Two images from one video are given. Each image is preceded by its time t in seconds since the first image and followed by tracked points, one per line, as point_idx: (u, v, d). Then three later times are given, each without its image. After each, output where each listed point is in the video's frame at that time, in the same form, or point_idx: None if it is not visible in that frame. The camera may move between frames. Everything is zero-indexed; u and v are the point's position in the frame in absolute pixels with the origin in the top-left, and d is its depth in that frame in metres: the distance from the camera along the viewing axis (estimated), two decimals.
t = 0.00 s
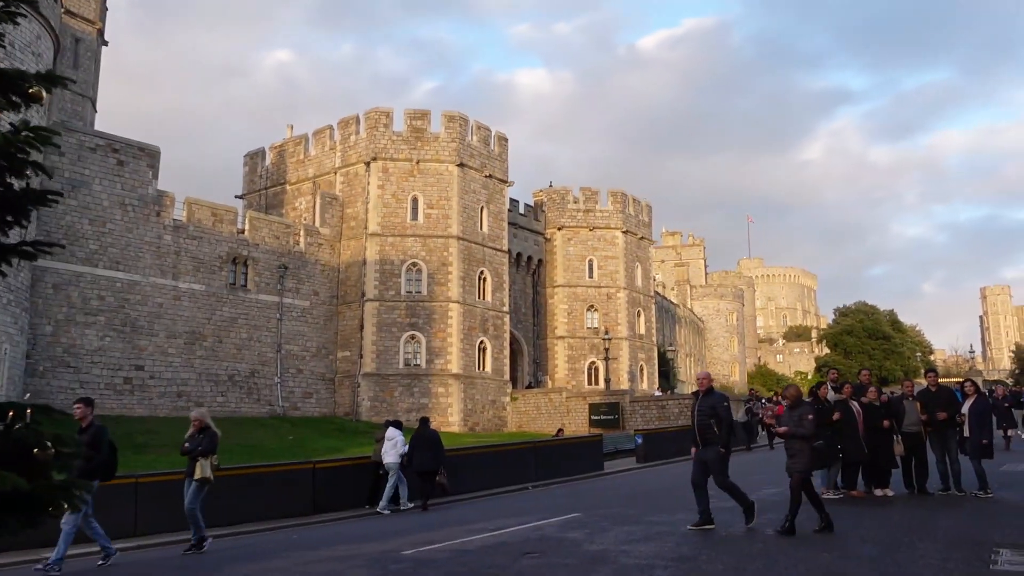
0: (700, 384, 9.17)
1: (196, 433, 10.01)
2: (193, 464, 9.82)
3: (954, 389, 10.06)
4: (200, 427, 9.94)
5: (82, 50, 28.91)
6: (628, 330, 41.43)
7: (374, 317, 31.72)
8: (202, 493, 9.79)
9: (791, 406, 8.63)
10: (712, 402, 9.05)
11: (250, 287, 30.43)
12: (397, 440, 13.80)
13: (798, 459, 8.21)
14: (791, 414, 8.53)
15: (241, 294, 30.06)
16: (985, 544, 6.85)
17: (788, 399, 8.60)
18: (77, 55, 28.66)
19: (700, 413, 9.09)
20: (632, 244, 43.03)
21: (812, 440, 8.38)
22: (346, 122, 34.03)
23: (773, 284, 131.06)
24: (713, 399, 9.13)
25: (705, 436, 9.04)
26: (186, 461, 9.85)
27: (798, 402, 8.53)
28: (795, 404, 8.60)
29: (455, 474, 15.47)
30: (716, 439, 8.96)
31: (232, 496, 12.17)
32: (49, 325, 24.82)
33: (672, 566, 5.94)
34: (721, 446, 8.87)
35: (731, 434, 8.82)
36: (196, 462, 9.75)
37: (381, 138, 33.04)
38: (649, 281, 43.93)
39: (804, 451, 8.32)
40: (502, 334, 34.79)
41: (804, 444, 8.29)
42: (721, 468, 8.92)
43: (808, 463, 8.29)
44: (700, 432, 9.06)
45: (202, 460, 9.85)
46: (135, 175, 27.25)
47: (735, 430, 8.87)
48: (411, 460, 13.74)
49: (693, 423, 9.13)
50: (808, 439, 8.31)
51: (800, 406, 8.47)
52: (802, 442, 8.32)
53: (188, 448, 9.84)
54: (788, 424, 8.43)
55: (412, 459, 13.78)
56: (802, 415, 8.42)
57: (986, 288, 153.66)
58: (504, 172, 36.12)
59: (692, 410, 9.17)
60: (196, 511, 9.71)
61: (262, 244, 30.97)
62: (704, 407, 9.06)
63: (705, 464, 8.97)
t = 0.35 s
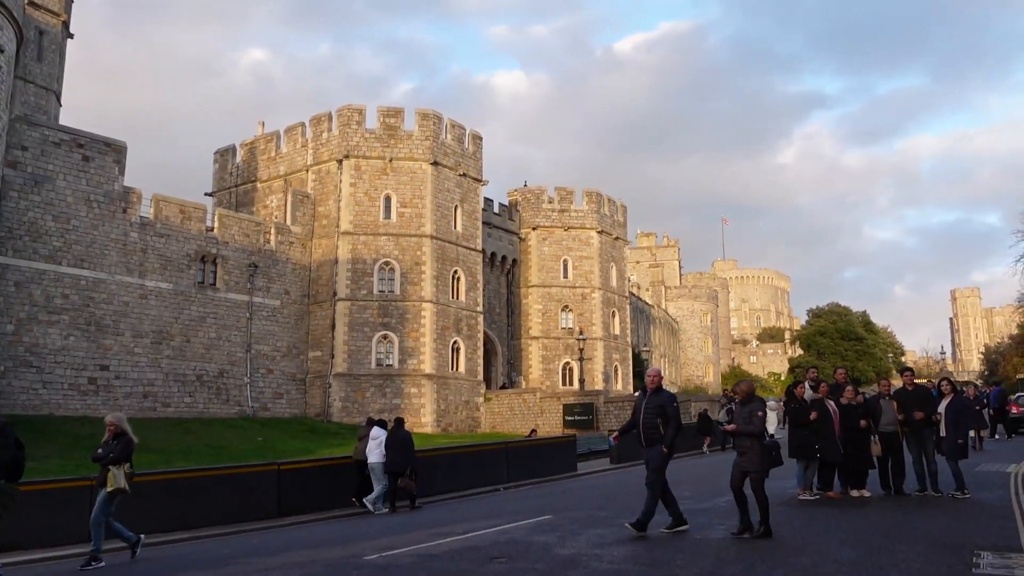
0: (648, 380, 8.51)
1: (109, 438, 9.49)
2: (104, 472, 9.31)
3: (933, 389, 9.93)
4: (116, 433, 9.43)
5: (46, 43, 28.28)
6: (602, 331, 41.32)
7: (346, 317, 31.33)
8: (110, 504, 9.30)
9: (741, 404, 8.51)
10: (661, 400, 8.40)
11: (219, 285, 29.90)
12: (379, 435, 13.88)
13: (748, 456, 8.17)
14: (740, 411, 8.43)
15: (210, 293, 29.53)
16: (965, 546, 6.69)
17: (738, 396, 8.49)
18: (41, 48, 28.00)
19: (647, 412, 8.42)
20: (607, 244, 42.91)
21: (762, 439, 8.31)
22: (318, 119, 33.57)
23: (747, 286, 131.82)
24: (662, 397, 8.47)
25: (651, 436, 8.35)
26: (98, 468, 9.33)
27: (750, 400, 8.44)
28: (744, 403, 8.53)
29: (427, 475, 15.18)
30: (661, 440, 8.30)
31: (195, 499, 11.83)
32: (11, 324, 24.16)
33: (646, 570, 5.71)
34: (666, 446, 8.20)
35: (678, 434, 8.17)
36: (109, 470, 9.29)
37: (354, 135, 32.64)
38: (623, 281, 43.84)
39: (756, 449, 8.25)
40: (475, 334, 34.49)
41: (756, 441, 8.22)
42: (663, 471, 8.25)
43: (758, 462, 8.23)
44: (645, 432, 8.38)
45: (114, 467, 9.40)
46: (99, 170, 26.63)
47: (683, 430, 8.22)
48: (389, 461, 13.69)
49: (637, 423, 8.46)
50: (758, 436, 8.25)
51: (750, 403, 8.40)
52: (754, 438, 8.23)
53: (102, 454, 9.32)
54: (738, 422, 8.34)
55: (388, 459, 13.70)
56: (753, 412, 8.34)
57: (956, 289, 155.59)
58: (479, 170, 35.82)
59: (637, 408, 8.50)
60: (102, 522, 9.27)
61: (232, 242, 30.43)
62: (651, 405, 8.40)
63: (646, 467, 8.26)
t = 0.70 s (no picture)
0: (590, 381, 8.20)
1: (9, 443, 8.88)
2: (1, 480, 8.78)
3: (909, 390, 9.79)
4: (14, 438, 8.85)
5: (11, 38, 27.65)
6: (578, 332, 41.19)
7: (319, 317, 30.97)
8: (23, 515, 8.75)
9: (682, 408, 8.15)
10: (602, 403, 8.08)
11: (189, 285, 29.39)
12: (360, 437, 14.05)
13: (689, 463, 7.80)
14: (680, 415, 8.06)
15: (180, 293, 29.03)
16: (942, 550, 6.54)
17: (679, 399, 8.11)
18: (5, 43, 27.40)
19: (588, 414, 8.10)
20: (583, 245, 42.78)
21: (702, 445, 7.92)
22: (291, 117, 33.15)
23: (722, 288, 132.44)
24: (604, 399, 8.16)
25: (590, 441, 8.06)
26: None
27: (692, 403, 8.08)
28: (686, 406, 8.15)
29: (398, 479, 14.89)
30: (601, 445, 8.01)
31: (157, 505, 11.53)
32: None
33: None
34: (605, 452, 7.90)
35: (618, 440, 7.89)
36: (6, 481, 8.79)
37: (328, 134, 32.25)
38: (599, 282, 43.73)
39: (696, 454, 7.86)
40: (450, 335, 34.22)
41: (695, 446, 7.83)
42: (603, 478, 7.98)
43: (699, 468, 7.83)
44: (584, 436, 8.09)
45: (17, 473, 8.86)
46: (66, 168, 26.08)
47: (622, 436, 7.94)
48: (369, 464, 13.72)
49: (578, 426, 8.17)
50: (701, 442, 7.87)
51: (692, 407, 8.02)
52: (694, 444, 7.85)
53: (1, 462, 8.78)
54: (678, 426, 7.93)
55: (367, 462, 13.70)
56: (695, 416, 7.96)
57: (928, 292, 157.27)
58: (454, 170, 35.55)
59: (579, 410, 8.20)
60: (27, 533, 8.78)
61: (202, 241, 29.94)
62: (591, 408, 8.10)
63: (584, 472, 8.02)
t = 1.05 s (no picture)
0: (524, 384, 8.13)
1: None
2: None
3: (884, 392, 9.65)
4: None
5: None
6: (558, 333, 41.04)
7: (295, 318, 30.64)
8: None
9: (620, 409, 7.66)
10: (537, 405, 8.03)
11: (163, 285, 28.98)
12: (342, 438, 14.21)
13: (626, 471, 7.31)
14: (619, 418, 7.54)
15: (154, 293, 28.62)
16: (914, 557, 6.39)
17: (617, 401, 7.63)
18: None
19: (524, 418, 7.99)
20: (564, 246, 42.63)
21: (641, 449, 7.45)
22: (268, 115, 32.78)
23: (704, 289, 132.79)
24: (539, 401, 8.09)
25: (527, 446, 7.93)
26: None
27: (631, 405, 7.57)
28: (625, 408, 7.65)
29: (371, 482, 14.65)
30: (539, 450, 7.90)
31: (114, 513, 11.19)
32: None
33: None
34: (544, 456, 7.78)
35: (555, 442, 7.79)
36: None
37: (305, 132, 31.91)
38: (580, 283, 43.60)
39: (634, 460, 7.40)
40: (429, 335, 33.96)
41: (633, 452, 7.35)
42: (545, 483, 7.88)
43: (638, 474, 7.41)
44: (521, 441, 7.96)
45: None
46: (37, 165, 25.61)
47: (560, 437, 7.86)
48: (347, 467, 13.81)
49: (513, 431, 8.04)
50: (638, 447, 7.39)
51: (630, 409, 7.52)
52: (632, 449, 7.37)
53: None
54: (616, 430, 7.42)
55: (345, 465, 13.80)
56: (633, 419, 7.44)
57: (908, 293, 158.35)
58: (433, 170, 35.28)
59: (514, 414, 8.09)
60: None
61: (176, 240, 29.52)
62: (527, 410, 8.01)
63: (525, 478, 7.89)
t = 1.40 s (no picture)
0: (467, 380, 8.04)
1: None
2: None
3: (866, 390, 9.49)
4: None
5: None
6: (544, 333, 40.86)
7: (278, 317, 30.34)
8: None
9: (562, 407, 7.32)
10: (479, 400, 7.96)
11: (143, 283, 28.62)
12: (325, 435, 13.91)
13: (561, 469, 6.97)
14: (559, 415, 7.20)
15: (134, 291, 28.24)
16: (893, 559, 6.23)
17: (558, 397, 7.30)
18: None
19: (465, 414, 7.88)
20: (550, 245, 42.45)
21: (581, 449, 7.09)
22: (251, 113, 32.45)
23: (692, 290, 132.93)
24: (481, 397, 8.01)
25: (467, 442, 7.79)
26: None
27: (571, 402, 7.24)
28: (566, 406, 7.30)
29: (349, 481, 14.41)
30: (479, 446, 7.78)
31: (75, 514, 10.84)
32: None
33: None
34: (485, 452, 7.67)
35: (498, 437, 7.69)
36: None
37: (288, 130, 31.61)
38: (566, 283, 43.45)
39: (573, 460, 7.02)
40: (414, 335, 33.72)
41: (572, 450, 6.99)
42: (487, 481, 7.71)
43: (576, 475, 7.04)
44: (462, 437, 7.83)
45: None
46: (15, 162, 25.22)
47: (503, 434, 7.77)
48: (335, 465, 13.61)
49: (454, 428, 7.91)
50: (577, 447, 7.03)
51: (571, 407, 7.18)
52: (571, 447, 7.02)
53: None
54: (554, 427, 7.08)
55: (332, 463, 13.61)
56: (572, 416, 7.11)
57: (894, 295, 159.05)
58: (418, 168, 35.04)
59: (454, 411, 7.97)
60: None
61: (157, 238, 29.15)
62: (469, 406, 7.91)
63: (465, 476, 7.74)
